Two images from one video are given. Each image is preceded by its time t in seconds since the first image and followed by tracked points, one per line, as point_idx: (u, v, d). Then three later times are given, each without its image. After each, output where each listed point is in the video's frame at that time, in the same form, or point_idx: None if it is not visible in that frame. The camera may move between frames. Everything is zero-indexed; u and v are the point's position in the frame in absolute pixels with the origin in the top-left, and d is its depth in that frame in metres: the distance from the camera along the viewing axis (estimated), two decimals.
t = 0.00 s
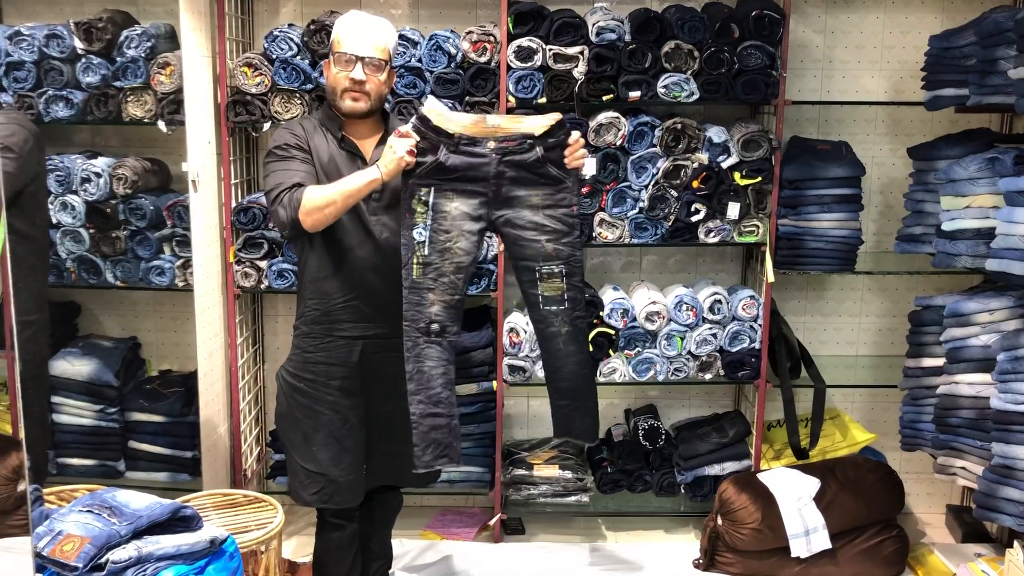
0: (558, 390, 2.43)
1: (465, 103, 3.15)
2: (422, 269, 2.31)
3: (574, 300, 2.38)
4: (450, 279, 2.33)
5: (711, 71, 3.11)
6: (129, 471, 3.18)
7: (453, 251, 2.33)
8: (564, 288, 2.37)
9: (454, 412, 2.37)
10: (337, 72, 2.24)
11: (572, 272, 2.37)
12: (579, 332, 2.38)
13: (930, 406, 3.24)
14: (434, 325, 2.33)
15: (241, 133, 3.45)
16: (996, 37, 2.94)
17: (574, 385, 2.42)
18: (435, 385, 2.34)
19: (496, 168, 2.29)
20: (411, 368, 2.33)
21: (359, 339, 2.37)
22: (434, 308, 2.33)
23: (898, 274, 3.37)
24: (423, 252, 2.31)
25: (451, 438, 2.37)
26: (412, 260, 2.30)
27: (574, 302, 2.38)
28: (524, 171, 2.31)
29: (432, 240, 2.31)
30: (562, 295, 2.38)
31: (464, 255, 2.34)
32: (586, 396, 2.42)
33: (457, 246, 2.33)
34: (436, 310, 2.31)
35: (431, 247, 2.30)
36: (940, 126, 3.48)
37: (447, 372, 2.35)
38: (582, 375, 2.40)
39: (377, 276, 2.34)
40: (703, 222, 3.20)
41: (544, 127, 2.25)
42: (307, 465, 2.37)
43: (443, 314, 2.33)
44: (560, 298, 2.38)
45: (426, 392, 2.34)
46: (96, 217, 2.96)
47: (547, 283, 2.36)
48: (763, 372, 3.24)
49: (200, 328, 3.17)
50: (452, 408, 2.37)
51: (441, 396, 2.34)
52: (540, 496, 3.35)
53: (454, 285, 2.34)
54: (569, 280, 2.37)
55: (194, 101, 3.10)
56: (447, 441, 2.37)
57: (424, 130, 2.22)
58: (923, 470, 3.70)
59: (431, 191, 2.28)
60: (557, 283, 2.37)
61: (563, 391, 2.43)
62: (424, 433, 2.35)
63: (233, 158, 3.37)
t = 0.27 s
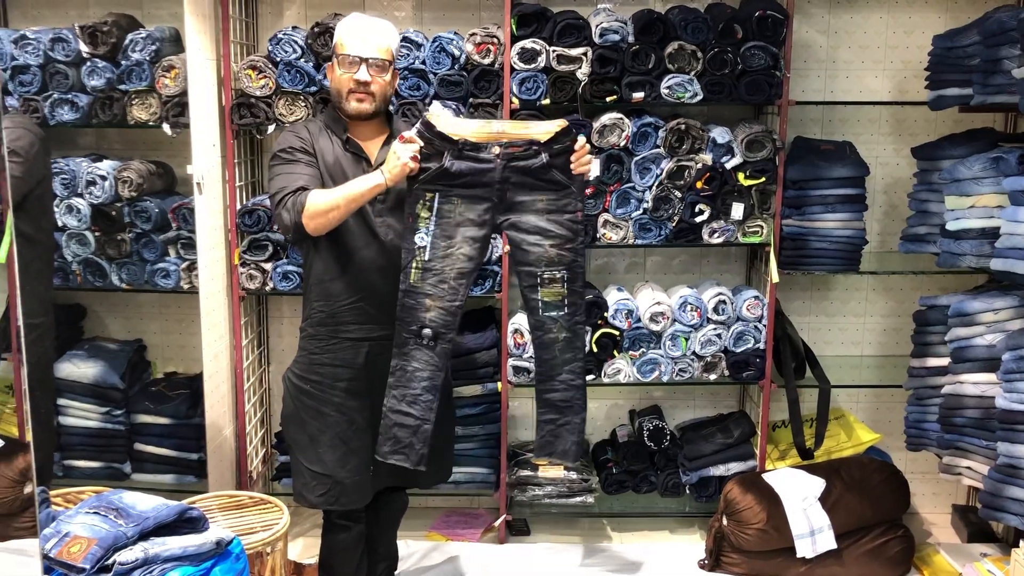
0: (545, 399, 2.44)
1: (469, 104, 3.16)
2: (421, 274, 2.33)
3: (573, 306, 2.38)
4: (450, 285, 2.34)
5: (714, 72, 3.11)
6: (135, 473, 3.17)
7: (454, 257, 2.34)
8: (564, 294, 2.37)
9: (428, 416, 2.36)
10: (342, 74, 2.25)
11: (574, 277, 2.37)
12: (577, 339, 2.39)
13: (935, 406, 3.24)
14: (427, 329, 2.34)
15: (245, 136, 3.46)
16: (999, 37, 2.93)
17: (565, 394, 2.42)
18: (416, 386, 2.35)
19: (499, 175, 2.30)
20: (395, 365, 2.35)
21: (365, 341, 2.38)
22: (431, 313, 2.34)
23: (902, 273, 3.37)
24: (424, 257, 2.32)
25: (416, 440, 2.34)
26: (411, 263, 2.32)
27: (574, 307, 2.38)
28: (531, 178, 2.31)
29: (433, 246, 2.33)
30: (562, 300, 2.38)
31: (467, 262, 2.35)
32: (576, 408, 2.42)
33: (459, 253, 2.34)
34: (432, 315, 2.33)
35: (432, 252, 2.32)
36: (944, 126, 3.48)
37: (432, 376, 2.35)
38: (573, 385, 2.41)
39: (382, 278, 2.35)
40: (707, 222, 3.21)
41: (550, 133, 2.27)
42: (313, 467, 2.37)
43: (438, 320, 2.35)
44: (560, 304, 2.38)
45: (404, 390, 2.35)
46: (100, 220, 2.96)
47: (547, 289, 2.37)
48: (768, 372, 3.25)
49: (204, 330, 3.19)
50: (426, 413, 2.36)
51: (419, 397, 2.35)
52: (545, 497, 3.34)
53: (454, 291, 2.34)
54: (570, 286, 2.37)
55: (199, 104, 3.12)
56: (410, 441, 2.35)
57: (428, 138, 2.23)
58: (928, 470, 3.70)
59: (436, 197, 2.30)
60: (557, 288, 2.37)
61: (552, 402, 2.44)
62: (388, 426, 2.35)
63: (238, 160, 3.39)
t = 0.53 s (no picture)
0: (543, 406, 2.46)
1: (472, 107, 3.17)
2: (425, 279, 2.35)
3: (573, 310, 2.40)
4: (455, 290, 2.37)
5: (717, 74, 3.12)
6: (140, 474, 3.17)
7: (457, 263, 2.36)
8: (565, 297, 2.38)
9: (445, 412, 2.41)
10: (348, 78, 2.26)
11: (574, 281, 2.38)
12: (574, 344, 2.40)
13: (938, 407, 3.25)
14: (433, 332, 2.37)
15: (250, 139, 3.47)
16: (1001, 38, 2.94)
17: (559, 400, 2.43)
18: (428, 385, 2.39)
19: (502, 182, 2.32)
20: (406, 367, 2.39)
21: (370, 344, 2.39)
22: (434, 316, 2.37)
23: (905, 275, 3.38)
24: (428, 263, 2.34)
25: (437, 434, 2.40)
26: (414, 269, 2.34)
27: (574, 310, 2.40)
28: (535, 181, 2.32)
29: (436, 252, 2.35)
30: (562, 303, 2.40)
31: (471, 268, 2.37)
32: (568, 417, 2.44)
33: (462, 258, 2.36)
34: (436, 318, 2.35)
35: (434, 259, 2.34)
36: (946, 127, 3.49)
37: (444, 374, 2.40)
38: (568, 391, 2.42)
39: (387, 281, 2.36)
40: (710, 224, 3.22)
41: (550, 138, 2.28)
42: (320, 470, 2.37)
43: (442, 322, 2.38)
44: (560, 306, 2.39)
45: (418, 389, 2.39)
46: (106, 223, 2.98)
47: (550, 291, 2.39)
48: (770, 373, 3.26)
49: (209, 332, 3.19)
50: (442, 409, 2.41)
51: (433, 395, 2.39)
52: (548, 499, 3.35)
53: (457, 295, 2.38)
54: (570, 290, 2.38)
55: (203, 108, 3.13)
56: (430, 436, 2.41)
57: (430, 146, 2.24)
58: (932, 472, 3.70)
59: (438, 205, 2.31)
60: (559, 291, 2.39)
61: (547, 408, 2.45)
62: (409, 423, 2.41)
63: (242, 163, 3.39)
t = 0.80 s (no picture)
0: (567, 405, 2.44)
1: (471, 108, 3.18)
2: (425, 288, 2.34)
3: (584, 307, 2.39)
4: (455, 297, 2.35)
5: (716, 75, 3.12)
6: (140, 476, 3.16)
7: (456, 271, 2.35)
8: (574, 296, 2.38)
9: (445, 420, 2.39)
10: (348, 72, 2.26)
11: (580, 279, 2.38)
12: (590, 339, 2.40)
13: (938, 407, 3.25)
14: (433, 340, 2.36)
15: (250, 140, 3.48)
16: (1000, 39, 2.95)
17: (586, 397, 2.43)
18: (429, 393, 2.37)
19: (498, 188, 2.32)
20: (406, 375, 2.38)
21: (370, 348, 2.39)
22: (435, 324, 2.36)
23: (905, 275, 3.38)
24: (427, 273, 2.34)
25: (438, 441, 2.38)
26: (414, 278, 2.34)
27: (585, 308, 2.39)
28: (535, 183, 2.32)
29: (435, 261, 2.33)
30: (572, 303, 2.39)
31: (469, 276, 2.35)
32: (598, 410, 2.43)
33: (461, 267, 2.35)
34: (435, 326, 2.34)
35: (433, 269, 2.33)
36: (946, 128, 3.49)
37: (444, 382, 2.38)
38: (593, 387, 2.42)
39: (387, 285, 2.37)
40: (710, 225, 3.22)
41: (542, 140, 2.29)
42: (319, 473, 2.38)
43: (442, 331, 2.36)
44: (571, 306, 2.39)
45: (418, 398, 2.37)
46: (106, 225, 2.97)
47: (555, 293, 2.38)
48: (771, 374, 3.26)
49: (210, 333, 3.20)
50: (442, 417, 2.39)
51: (433, 403, 2.37)
52: (549, 501, 3.37)
53: (457, 303, 2.36)
54: (578, 288, 2.38)
55: (203, 109, 3.14)
56: (431, 443, 2.39)
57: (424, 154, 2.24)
58: (932, 472, 3.70)
59: (435, 213, 2.30)
60: (566, 291, 2.38)
61: (573, 406, 2.44)
62: (409, 432, 2.39)
63: (243, 165, 3.40)
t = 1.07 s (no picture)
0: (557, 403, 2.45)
1: (469, 107, 3.18)
2: (423, 291, 2.35)
3: (579, 309, 2.40)
4: (452, 300, 2.37)
5: (714, 73, 3.13)
6: (140, 475, 3.12)
7: (455, 274, 2.36)
8: (570, 298, 2.39)
9: (441, 432, 2.37)
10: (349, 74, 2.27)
11: (578, 281, 2.39)
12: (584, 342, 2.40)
13: (936, 405, 3.25)
14: (431, 346, 2.36)
15: (248, 140, 3.49)
16: (997, 37, 2.95)
17: (576, 396, 2.43)
18: (426, 402, 2.36)
19: (498, 190, 2.33)
20: (402, 384, 2.36)
21: (370, 347, 2.40)
22: (433, 329, 2.36)
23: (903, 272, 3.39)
24: (426, 276, 2.35)
25: (432, 455, 2.36)
26: (412, 282, 2.34)
27: (579, 310, 2.40)
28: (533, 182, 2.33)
29: (434, 263, 2.35)
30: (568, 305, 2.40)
31: (467, 278, 2.37)
32: (589, 409, 2.44)
33: (459, 270, 2.36)
34: (435, 331, 2.35)
35: (432, 271, 2.34)
36: (943, 125, 3.50)
37: (440, 392, 2.37)
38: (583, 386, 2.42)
39: (386, 285, 2.37)
40: (708, 223, 3.23)
41: (541, 141, 2.32)
42: (319, 471, 2.38)
43: (441, 335, 2.37)
44: (566, 308, 2.40)
45: (415, 407, 2.36)
46: (105, 224, 2.91)
47: (553, 294, 2.38)
48: (769, 371, 3.26)
49: (208, 332, 3.24)
50: (439, 428, 2.38)
51: (430, 413, 2.36)
52: (547, 498, 3.36)
53: (456, 306, 2.37)
54: (574, 290, 2.38)
55: (201, 109, 3.15)
56: (426, 456, 2.36)
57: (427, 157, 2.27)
58: (930, 469, 3.71)
59: (435, 216, 2.33)
60: (561, 294, 2.39)
61: (564, 404, 2.45)
62: (404, 445, 2.36)
63: (241, 164, 3.42)
